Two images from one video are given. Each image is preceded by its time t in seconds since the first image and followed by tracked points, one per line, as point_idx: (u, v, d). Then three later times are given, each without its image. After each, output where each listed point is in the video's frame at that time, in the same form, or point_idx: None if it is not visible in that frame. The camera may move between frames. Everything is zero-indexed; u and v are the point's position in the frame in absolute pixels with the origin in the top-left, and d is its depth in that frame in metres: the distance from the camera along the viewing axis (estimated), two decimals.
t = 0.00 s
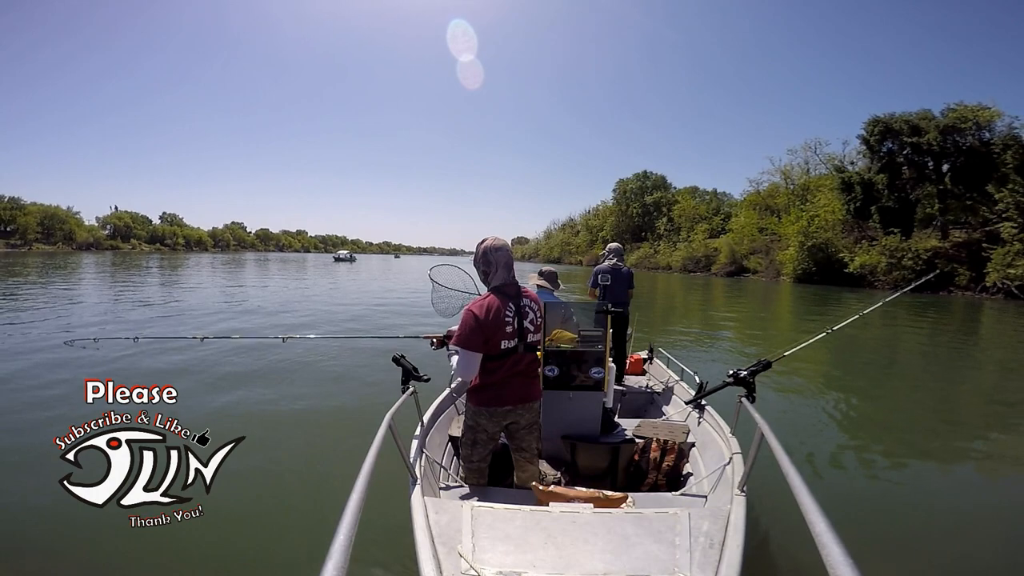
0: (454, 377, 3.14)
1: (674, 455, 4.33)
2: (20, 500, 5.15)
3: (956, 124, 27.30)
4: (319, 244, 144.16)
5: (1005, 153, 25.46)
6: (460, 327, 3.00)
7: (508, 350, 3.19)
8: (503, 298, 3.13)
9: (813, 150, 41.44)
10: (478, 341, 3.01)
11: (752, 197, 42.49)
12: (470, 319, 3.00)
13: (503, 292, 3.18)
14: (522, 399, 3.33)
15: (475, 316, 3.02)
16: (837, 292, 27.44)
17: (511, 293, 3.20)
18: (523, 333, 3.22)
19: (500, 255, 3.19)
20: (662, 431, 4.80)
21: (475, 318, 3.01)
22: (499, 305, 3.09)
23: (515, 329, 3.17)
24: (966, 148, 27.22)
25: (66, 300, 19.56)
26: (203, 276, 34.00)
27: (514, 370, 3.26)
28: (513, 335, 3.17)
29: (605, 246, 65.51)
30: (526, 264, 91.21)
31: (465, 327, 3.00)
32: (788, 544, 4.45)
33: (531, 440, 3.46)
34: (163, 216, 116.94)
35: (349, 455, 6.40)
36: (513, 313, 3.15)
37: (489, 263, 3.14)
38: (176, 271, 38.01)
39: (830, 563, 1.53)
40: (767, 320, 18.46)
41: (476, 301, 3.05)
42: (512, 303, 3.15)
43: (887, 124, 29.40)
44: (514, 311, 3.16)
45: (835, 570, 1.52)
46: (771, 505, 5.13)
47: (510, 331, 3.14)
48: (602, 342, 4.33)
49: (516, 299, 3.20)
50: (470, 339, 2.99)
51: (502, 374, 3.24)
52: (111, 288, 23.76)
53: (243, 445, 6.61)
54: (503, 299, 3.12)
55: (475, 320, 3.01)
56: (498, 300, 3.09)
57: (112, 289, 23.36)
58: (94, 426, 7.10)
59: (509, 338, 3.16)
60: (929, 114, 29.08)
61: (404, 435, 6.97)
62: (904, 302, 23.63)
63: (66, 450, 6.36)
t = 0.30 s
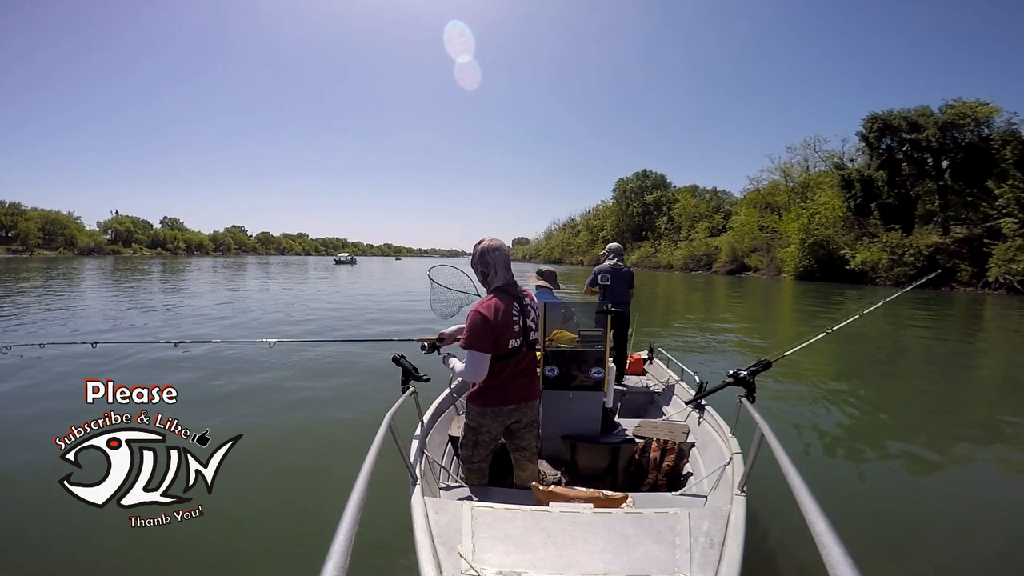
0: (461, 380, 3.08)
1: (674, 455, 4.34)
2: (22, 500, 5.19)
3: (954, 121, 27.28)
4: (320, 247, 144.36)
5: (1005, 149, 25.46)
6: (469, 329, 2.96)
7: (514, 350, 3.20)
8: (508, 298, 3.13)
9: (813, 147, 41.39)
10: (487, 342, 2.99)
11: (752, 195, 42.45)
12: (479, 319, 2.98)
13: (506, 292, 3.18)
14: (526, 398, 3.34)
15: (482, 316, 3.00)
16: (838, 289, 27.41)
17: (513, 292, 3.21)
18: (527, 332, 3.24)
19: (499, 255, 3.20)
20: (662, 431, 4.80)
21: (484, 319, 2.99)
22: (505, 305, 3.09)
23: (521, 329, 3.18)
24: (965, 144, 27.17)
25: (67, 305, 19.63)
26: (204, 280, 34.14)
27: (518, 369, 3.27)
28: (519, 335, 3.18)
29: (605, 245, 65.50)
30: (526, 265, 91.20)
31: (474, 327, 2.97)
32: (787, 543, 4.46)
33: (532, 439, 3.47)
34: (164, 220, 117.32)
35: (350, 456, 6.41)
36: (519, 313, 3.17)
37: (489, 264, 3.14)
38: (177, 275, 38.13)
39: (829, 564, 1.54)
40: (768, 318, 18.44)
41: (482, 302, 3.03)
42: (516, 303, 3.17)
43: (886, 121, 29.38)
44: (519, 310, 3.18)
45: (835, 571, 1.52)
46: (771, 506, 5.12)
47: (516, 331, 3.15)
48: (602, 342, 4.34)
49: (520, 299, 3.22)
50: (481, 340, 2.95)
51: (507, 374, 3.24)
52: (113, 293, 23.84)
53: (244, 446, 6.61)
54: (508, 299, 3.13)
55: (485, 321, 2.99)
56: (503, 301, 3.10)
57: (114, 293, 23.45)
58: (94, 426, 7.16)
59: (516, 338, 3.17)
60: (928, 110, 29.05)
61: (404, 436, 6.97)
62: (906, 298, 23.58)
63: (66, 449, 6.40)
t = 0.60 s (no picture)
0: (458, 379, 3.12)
1: (674, 455, 4.34)
2: (23, 500, 5.21)
3: (957, 121, 27.19)
4: (321, 245, 144.49)
5: (1008, 150, 25.38)
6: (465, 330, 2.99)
7: (512, 350, 3.21)
8: (505, 299, 3.13)
9: (815, 147, 41.31)
10: (483, 343, 3.01)
11: (754, 196, 42.40)
12: (475, 320, 2.99)
13: (504, 292, 3.18)
14: (525, 398, 3.34)
15: (479, 317, 3.01)
16: (839, 290, 27.37)
17: (512, 293, 3.21)
18: (525, 332, 3.24)
19: (497, 255, 3.18)
20: (663, 431, 4.80)
21: (479, 320, 3.01)
22: (501, 306, 3.10)
23: (519, 328, 3.18)
24: (968, 144, 27.10)
25: (67, 303, 19.59)
26: (206, 279, 34.19)
27: (517, 369, 3.28)
28: (517, 334, 3.18)
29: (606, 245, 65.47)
30: (528, 264, 91.14)
31: (470, 329, 2.99)
32: (787, 543, 4.46)
33: (532, 439, 3.47)
34: (166, 218, 117.52)
35: (350, 456, 6.41)
36: (516, 313, 3.17)
37: (486, 265, 3.14)
38: (178, 273, 38.17)
39: (829, 564, 1.54)
40: (769, 318, 18.40)
41: (478, 303, 3.05)
42: (514, 303, 3.17)
43: (888, 121, 29.30)
44: (516, 311, 3.18)
45: (835, 571, 1.52)
46: (771, 506, 5.11)
47: (514, 331, 3.15)
48: (602, 342, 4.34)
49: (518, 299, 3.22)
50: (476, 341, 2.98)
51: (507, 374, 3.24)
52: (114, 291, 23.88)
53: (244, 445, 6.62)
54: (505, 300, 3.13)
55: (481, 322, 3.01)
56: (500, 302, 3.10)
57: (115, 292, 23.47)
58: (94, 426, 7.16)
59: (514, 338, 3.17)
60: (930, 111, 28.97)
61: (404, 436, 6.98)
62: (907, 299, 23.54)
63: (66, 450, 6.41)
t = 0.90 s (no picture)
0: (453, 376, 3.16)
1: (674, 455, 4.34)
2: None
3: (962, 124, 27.11)
4: (323, 242, 144.68)
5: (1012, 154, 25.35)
6: (456, 330, 3.03)
7: (508, 351, 3.20)
8: (500, 300, 3.13)
9: (818, 149, 41.24)
10: (474, 343, 3.04)
11: (757, 197, 42.34)
12: (468, 320, 3.02)
13: (501, 292, 3.18)
14: (522, 400, 3.32)
15: (472, 317, 3.04)
16: (841, 292, 27.31)
17: (509, 293, 3.20)
18: (522, 333, 3.21)
19: (495, 255, 3.16)
20: (662, 431, 4.80)
21: (471, 321, 3.03)
22: (496, 307, 3.09)
23: (514, 329, 3.17)
24: (972, 148, 27.05)
25: (69, 298, 19.61)
26: (208, 275, 34.23)
27: (514, 370, 3.27)
28: (512, 336, 3.17)
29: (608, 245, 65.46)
30: (529, 263, 91.12)
31: (462, 329, 3.02)
32: (787, 543, 4.45)
33: (531, 439, 3.47)
34: (169, 214, 117.73)
35: (351, 456, 6.40)
36: (511, 314, 3.15)
37: (483, 264, 3.14)
38: (180, 269, 38.26)
39: (829, 563, 1.53)
40: (770, 320, 18.35)
41: (472, 303, 3.06)
42: (510, 303, 3.16)
43: (893, 124, 29.21)
44: (512, 312, 3.16)
45: (835, 571, 1.52)
46: (771, 506, 5.10)
47: (508, 332, 3.14)
48: (602, 342, 4.33)
49: (515, 300, 3.20)
50: (466, 340, 3.01)
51: (503, 374, 3.24)
52: (116, 286, 23.92)
53: (245, 444, 6.63)
54: (500, 300, 3.12)
55: (472, 323, 3.03)
56: (495, 303, 3.10)
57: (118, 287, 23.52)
58: (70, 426, 7.10)
59: (508, 339, 3.16)
60: (935, 114, 28.87)
61: (404, 434, 6.98)
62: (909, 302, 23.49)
63: (41, 450, 6.34)
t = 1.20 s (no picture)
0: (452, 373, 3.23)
1: (674, 455, 4.34)
2: None
3: (966, 126, 27.04)
4: (325, 241, 144.89)
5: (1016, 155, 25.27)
6: (449, 330, 3.07)
7: (503, 351, 3.20)
8: (496, 300, 3.13)
9: (821, 150, 41.18)
10: (465, 343, 3.07)
11: (759, 198, 42.29)
12: (461, 321, 3.05)
13: (497, 293, 3.18)
14: (519, 401, 3.32)
15: (465, 318, 3.06)
16: (843, 293, 27.28)
17: (506, 294, 3.19)
18: (518, 334, 3.20)
19: (494, 255, 3.17)
20: (662, 431, 4.79)
21: (464, 322, 3.06)
22: (490, 308, 3.10)
23: (509, 330, 3.16)
24: (976, 150, 26.99)
25: (72, 295, 19.65)
26: (211, 273, 34.28)
27: (511, 370, 3.27)
28: (506, 336, 3.16)
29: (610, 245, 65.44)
30: (531, 262, 91.06)
31: (455, 329, 3.05)
32: (787, 543, 4.45)
33: (530, 440, 3.47)
34: (171, 212, 117.92)
35: (352, 455, 6.43)
36: (506, 314, 3.15)
37: (481, 264, 3.14)
38: (183, 267, 38.38)
39: (829, 563, 1.53)
40: (772, 321, 18.32)
41: (465, 303, 3.09)
42: (505, 303, 3.15)
43: (896, 125, 29.13)
44: (507, 312, 3.15)
45: (835, 571, 1.51)
46: (771, 506, 5.09)
47: (502, 332, 3.14)
48: (602, 342, 4.33)
49: (511, 300, 3.19)
50: (458, 340, 3.04)
51: (500, 374, 3.24)
52: (119, 284, 23.98)
53: (248, 443, 6.66)
54: (495, 301, 3.12)
55: (465, 323, 3.06)
56: (489, 303, 3.10)
57: (120, 285, 23.57)
58: None
59: (503, 339, 3.16)
60: (939, 115, 28.79)
61: (404, 434, 6.99)
62: (911, 304, 23.44)
63: None
